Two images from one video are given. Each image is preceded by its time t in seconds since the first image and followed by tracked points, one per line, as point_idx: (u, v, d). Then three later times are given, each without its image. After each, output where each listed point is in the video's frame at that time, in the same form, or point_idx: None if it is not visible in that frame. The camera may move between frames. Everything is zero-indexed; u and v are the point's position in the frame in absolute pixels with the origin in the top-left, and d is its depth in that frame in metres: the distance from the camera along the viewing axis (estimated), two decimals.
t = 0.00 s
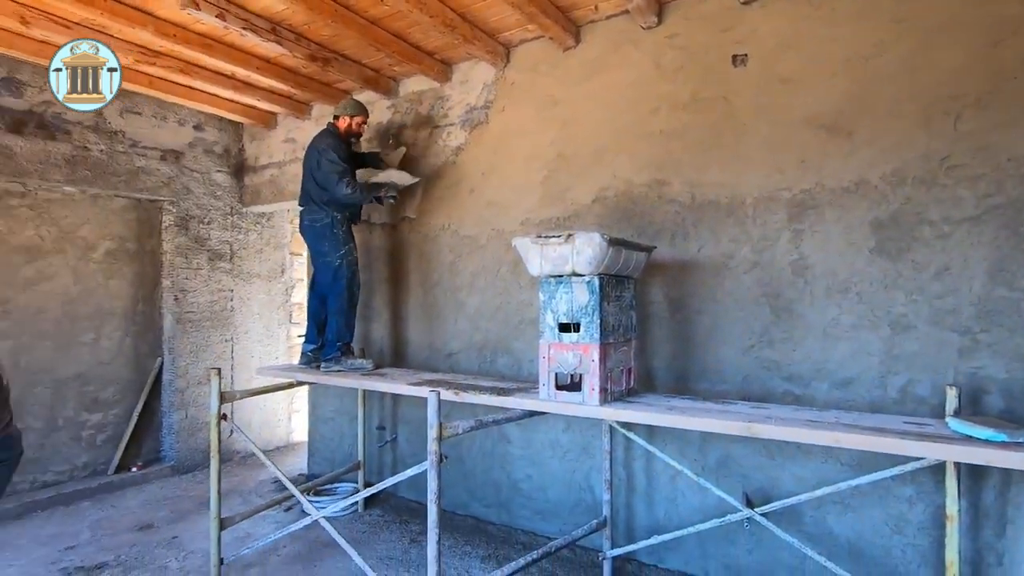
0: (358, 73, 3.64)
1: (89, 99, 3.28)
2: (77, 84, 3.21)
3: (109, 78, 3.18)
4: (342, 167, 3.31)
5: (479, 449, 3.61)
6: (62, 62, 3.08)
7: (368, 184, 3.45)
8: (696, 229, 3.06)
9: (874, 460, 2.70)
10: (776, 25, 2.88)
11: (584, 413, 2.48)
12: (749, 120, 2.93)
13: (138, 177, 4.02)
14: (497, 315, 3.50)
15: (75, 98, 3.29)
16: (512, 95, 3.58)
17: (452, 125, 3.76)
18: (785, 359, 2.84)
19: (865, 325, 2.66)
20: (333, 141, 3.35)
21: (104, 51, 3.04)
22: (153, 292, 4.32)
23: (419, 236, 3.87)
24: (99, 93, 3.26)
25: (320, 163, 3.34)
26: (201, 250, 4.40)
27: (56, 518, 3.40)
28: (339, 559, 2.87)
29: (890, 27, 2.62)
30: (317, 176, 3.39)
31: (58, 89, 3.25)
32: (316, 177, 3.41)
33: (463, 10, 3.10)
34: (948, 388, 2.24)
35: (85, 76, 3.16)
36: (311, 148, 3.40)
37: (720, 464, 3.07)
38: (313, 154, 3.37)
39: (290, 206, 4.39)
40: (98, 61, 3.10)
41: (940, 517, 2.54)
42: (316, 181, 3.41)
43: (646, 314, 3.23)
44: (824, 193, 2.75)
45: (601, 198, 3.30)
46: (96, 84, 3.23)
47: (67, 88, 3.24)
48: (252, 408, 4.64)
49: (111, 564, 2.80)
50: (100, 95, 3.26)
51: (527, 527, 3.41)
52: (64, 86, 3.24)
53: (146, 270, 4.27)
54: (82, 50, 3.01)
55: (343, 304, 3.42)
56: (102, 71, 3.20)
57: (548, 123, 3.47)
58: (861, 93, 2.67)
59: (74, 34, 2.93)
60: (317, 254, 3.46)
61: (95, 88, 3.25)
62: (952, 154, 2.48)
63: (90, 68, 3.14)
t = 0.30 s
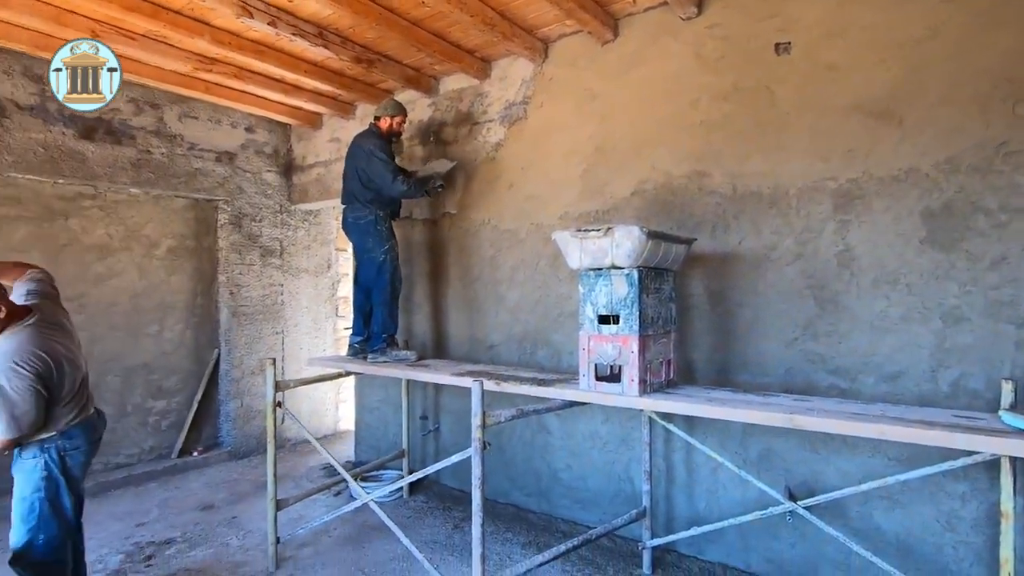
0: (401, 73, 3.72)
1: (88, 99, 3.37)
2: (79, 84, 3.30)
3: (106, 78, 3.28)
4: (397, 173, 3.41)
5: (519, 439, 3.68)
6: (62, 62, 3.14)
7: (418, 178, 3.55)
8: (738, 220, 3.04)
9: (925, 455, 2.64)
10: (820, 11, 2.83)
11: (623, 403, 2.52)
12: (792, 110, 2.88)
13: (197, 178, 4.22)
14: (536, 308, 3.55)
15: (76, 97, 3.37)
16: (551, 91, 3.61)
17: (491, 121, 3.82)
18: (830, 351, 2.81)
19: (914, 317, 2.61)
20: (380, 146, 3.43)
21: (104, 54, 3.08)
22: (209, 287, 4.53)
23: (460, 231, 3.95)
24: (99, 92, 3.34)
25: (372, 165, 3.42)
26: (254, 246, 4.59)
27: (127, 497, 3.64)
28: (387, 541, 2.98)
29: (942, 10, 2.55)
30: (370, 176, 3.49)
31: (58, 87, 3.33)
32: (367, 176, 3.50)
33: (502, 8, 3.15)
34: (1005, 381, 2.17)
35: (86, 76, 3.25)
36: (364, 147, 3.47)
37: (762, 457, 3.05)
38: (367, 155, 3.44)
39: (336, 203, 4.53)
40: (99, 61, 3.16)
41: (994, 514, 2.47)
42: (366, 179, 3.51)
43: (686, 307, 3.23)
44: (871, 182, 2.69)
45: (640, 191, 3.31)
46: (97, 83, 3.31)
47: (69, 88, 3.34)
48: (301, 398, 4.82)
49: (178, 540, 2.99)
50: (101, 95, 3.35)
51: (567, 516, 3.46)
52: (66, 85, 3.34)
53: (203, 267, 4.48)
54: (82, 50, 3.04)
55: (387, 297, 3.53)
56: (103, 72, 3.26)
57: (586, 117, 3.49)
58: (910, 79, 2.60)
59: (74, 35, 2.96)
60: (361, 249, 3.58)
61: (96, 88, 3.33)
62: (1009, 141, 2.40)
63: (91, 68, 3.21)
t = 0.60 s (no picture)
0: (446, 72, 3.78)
1: (88, 99, 3.31)
2: (80, 84, 3.27)
3: (107, 78, 3.28)
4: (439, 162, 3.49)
5: (561, 432, 3.72)
6: (62, 62, 3.20)
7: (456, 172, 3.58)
8: (785, 213, 2.99)
9: (983, 455, 2.56)
10: None
11: (665, 396, 2.54)
12: (842, 100, 2.81)
13: (254, 177, 4.40)
14: (579, 302, 3.58)
15: (77, 97, 3.32)
16: (594, 86, 3.62)
17: (534, 118, 3.86)
18: (881, 347, 2.74)
19: (973, 312, 2.52)
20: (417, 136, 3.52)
21: (104, 53, 3.14)
22: (265, 282, 4.74)
23: (503, 226, 4.01)
24: (100, 92, 3.31)
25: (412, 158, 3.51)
26: (306, 242, 4.76)
27: (191, 478, 3.85)
28: (434, 526, 3.08)
29: None
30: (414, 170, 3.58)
31: (58, 88, 3.30)
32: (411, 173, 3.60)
33: (546, 5, 3.18)
34: None
35: (86, 76, 3.25)
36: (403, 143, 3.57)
37: (809, 453, 3.00)
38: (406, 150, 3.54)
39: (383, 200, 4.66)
40: (99, 61, 3.20)
41: None
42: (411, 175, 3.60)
43: (730, 301, 3.20)
44: (927, 172, 2.61)
45: (683, 184, 3.29)
46: (97, 84, 3.30)
47: (70, 88, 3.30)
48: (350, 388, 4.98)
49: (238, 518, 3.17)
50: (101, 95, 3.31)
51: (609, 508, 3.49)
52: (66, 85, 3.31)
53: (259, 262, 4.68)
54: (82, 50, 3.13)
55: (430, 291, 3.62)
56: (103, 72, 3.29)
57: (630, 111, 3.48)
58: (970, 65, 2.50)
59: (75, 36, 3.06)
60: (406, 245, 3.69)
61: (97, 87, 3.30)
62: None
63: (92, 67, 3.23)
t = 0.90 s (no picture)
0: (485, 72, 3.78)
1: (88, 100, 3.40)
2: (78, 84, 3.35)
3: (107, 78, 3.39)
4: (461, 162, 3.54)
5: (597, 428, 3.73)
6: (63, 63, 3.31)
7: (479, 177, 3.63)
8: (830, 209, 2.87)
9: None
10: None
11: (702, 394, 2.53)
12: (893, 91, 2.68)
13: (300, 176, 4.54)
14: (615, 299, 3.56)
15: (77, 98, 3.38)
16: (633, 82, 3.55)
17: (572, 115, 3.84)
18: (933, 348, 2.61)
19: None
20: (458, 135, 3.59)
21: (105, 54, 3.27)
22: (311, 277, 4.88)
23: (541, 222, 4.03)
24: (101, 92, 3.41)
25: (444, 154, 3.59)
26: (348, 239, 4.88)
27: (241, 463, 4.02)
28: (472, 517, 3.14)
29: None
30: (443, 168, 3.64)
31: (57, 89, 3.36)
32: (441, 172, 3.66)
33: (585, 3, 3.16)
34: None
35: (86, 76, 3.34)
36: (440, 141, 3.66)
37: (852, 456, 2.93)
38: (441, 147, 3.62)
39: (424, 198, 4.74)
40: (99, 62, 3.32)
41: None
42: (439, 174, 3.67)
43: (771, 299, 3.11)
44: (983, 166, 2.46)
45: (724, 180, 3.20)
46: (97, 84, 3.40)
47: (69, 88, 3.36)
48: (391, 381, 5.10)
49: (286, 503, 3.30)
50: (101, 95, 3.42)
51: (645, 505, 3.48)
52: (65, 85, 3.37)
53: (305, 258, 4.84)
54: (81, 50, 3.19)
55: (468, 286, 3.68)
56: (102, 72, 3.41)
57: (669, 106, 3.40)
58: None
59: (93, 38, 3.06)
60: (443, 241, 3.76)
61: (96, 87, 3.40)
62: None
63: (91, 67, 3.33)
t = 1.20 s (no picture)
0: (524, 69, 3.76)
1: (87, 100, 3.42)
2: (76, 84, 3.40)
3: (105, 78, 3.45)
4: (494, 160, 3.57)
5: (634, 426, 3.70)
6: (62, 62, 3.35)
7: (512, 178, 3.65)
8: (880, 204, 2.75)
9: None
10: None
11: (742, 393, 2.48)
12: (949, 81, 2.53)
13: (344, 175, 4.66)
14: (653, 297, 3.52)
15: (76, 98, 3.41)
16: (673, 77, 3.48)
17: (611, 111, 3.79)
18: (992, 350, 2.46)
19: None
20: (501, 131, 3.60)
21: (103, 53, 3.37)
22: (354, 274, 5.01)
23: (579, 219, 4.02)
24: (99, 92, 3.44)
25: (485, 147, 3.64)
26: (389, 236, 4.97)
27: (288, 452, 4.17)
28: (509, 510, 3.18)
29: None
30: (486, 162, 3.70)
31: (57, 89, 3.37)
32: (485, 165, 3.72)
33: None
34: None
35: (85, 76, 3.40)
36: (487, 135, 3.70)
37: (902, 460, 2.82)
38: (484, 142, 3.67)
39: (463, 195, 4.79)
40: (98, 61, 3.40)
41: None
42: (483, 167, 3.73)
43: (816, 297, 3.01)
44: None
45: (767, 175, 3.10)
46: (96, 84, 3.45)
47: (69, 88, 3.40)
48: (431, 375, 5.19)
49: (330, 491, 3.41)
50: (101, 94, 3.46)
51: (683, 505, 3.44)
52: (65, 85, 3.40)
53: (348, 254, 4.97)
54: (82, 50, 3.29)
55: (508, 282, 3.71)
56: (102, 72, 3.48)
57: (710, 101, 3.31)
58: None
59: (157, 48, 3.19)
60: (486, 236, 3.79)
61: (94, 87, 3.44)
62: None
63: (90, 67, 3.39)
